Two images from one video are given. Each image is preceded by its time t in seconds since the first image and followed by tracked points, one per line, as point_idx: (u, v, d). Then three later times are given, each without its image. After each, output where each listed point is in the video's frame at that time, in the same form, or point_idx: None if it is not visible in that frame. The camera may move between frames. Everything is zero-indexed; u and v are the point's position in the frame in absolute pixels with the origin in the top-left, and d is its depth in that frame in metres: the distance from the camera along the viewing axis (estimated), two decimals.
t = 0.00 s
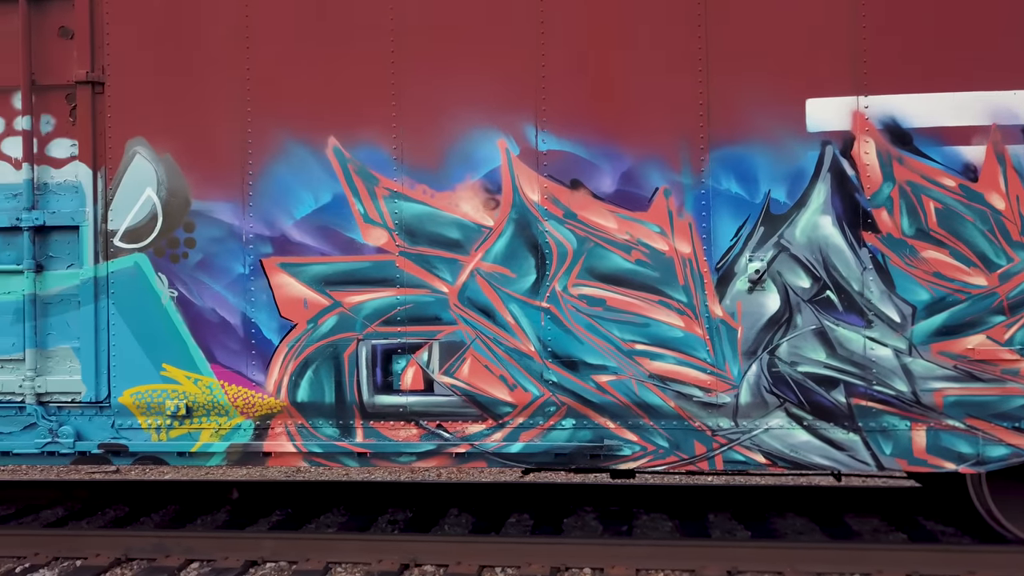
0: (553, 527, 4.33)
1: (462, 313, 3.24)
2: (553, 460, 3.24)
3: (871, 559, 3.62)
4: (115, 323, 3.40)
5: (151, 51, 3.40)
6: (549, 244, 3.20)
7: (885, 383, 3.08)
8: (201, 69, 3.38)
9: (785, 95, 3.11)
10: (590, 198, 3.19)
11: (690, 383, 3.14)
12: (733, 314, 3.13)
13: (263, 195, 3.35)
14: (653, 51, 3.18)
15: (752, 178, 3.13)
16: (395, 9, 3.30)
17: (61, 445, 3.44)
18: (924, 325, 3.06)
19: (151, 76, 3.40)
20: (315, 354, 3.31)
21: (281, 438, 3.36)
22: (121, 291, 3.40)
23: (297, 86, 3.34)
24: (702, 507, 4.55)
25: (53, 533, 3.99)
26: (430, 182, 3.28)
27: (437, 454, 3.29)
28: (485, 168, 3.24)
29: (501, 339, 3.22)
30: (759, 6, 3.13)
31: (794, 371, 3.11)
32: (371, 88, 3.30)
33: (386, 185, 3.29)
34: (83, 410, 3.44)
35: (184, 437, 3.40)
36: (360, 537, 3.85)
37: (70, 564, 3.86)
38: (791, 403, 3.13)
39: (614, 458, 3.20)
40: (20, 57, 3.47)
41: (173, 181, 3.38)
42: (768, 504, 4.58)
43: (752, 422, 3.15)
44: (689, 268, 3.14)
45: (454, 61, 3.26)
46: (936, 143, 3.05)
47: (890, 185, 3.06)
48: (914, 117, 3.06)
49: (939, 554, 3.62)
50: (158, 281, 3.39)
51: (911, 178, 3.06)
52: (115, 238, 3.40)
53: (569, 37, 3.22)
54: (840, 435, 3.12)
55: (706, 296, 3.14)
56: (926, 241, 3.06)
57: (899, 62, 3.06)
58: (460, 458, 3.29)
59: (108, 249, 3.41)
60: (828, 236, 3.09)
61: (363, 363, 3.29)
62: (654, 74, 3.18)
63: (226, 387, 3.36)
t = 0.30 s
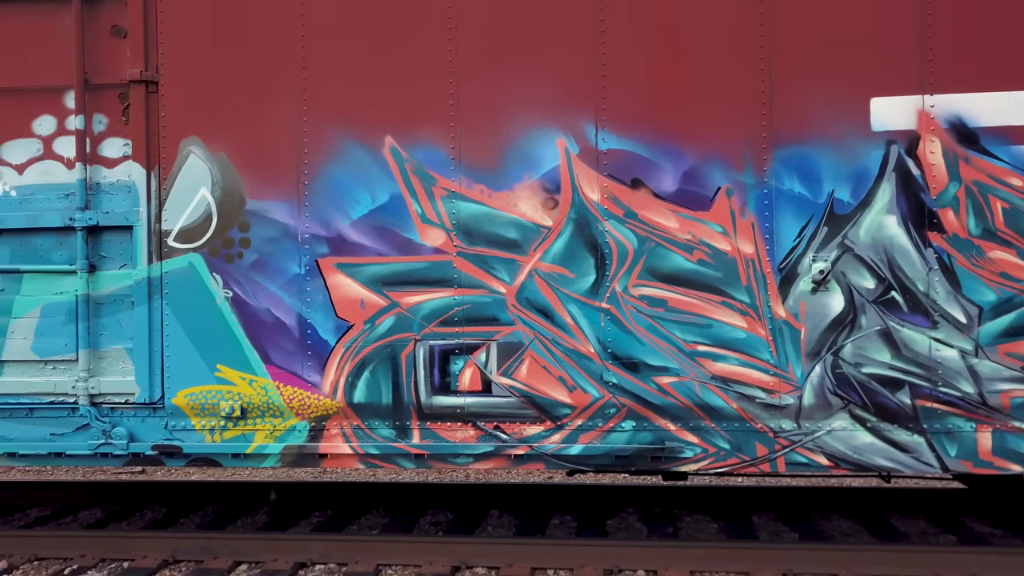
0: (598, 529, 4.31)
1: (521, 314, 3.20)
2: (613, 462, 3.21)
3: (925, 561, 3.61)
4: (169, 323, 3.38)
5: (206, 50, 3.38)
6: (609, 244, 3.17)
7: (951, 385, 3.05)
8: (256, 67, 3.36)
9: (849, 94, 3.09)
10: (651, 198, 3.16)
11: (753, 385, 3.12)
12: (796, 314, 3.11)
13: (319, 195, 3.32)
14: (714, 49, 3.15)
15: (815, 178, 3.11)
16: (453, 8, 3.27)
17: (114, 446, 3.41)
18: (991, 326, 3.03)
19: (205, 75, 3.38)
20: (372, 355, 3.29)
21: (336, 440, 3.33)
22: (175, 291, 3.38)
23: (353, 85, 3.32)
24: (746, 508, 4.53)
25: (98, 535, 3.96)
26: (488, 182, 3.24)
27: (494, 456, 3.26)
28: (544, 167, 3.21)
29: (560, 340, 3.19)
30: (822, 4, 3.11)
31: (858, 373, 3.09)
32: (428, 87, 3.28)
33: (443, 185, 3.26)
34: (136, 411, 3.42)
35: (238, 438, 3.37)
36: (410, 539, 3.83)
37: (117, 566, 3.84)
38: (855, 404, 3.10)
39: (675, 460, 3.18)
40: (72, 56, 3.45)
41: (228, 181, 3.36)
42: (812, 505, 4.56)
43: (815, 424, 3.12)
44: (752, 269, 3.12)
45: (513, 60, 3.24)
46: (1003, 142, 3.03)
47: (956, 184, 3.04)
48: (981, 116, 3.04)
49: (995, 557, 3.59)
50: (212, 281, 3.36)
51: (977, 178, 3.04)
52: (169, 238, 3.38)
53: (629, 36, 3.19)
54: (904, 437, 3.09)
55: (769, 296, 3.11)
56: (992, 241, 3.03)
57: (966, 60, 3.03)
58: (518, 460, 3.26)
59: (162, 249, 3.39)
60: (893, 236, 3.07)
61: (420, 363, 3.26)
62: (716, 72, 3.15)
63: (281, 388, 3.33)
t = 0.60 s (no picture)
0: (646, 531, 4.29)
1: (583, 315, 3.18)
2: (677, 465, 3.20)
3: (984, 564, 3.59)
4: (227, 325, 3.36)
5: (263, 50, 3.36)
6: (673, 245, 3.15)
7: (1020, 387, 3.03)
8: (314, 67, 3.33)
9: (916, 94, 3.07)
10: (715, 198, 3.15)
11: (819, 387, 3.11)
12: (863, 316, 3.09)
13: (378, 196, 3.30)
14: (779, 49, 3.14)
15: (882, 179, 3.09)
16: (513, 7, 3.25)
17: (170, 448, 3.39)
18: None
19: (262, 75, 3.36)
20: (432, 357, 3.26)
21: (395, 442, 3.31)
22: (232, 292, 3.36)
23: (412, 85, 3.29)
24: (792, 510, 4.51)
25: (149, 538, 3.97)
26: (549, 182, 3.21)
27: (556, 458, 3.24)
28: (607, 167, 3.18)
29: (623, 342, 3.16)
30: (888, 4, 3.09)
31: (925, 375, 3.07)
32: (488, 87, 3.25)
33: (504, 186, 3.23)
34: (193, 413, 3.40)
35: (295, 440, 3.35)
36: (462, 540, 3.81)
37: (169, 567, 3.81)
38: (922, 406, 3.08)
39: (740, 462, 3.16)
40: (128, 57, 3.44)
41: (286, 181, 3.34)
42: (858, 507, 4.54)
43: (881, 426, 3.10)
44: (817, 270, 3.10)
45: (574, 60, 3.21)
46: None
47: None
48: None
49: None
50: (270, 282, 3.34)
51: None
52: (227, 239, 3.36)
53: (692, 35, 3.17)
54: (971, 439, 3.07)
55: (835, 297, 3.09)
56: None
57: None
58: (580, 462, 3.25)
59: (219, 251, 3.37)
60: (961, 237, 3.05)
61: (481, 364, 3.24)
62: (780, 73, 3.14)
63: (340, 390, 3.31)
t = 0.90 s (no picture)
0: (689, 531, 4.28)
1: (641, 315, 3.16)
2: (735, 465, 3.19)
3: None
4: (280, 324, 3.35)
5: (317, 49, 3.35)
6: (732, 244, 3.14)
7: None
8: (368, 66, 3.32)
9: (977, 93, 3.06)
10: (774, 197, 3.14)
11: (879, 387, 3.09)
12: (924, 315, 3.07)
13: (433, 194, 3.28)
14: (839, 47, 3.12)
15: (943, 178, 3.08)
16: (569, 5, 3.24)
17: (223, 448, 3.38)
18: None
19: (316, 73, 3.35)
20: (488, 356, 3.24)
21: (450, 441, 3.30)
22: (286, 292, 3.35)
23: (467, 83, 3.27)
24: (834, 510, 4.50)
25: (195, 538, 3.96)
26: (607, 181, 3.19)
27: (613, 458, 3.23)
28: (665, 166, 3.17)
29: (681, 342, 3.15)
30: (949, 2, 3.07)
31: (987, 374, 3.06)
32: (544, 85, 3.24)
33: (560, 185, 3.21)
34: (246, 412, 3.39)
35: (349, 440, 3.34)
36: (509, 541, 3.80)
37: (216, 567, 3.80)
38: (983, 406, 3.07)
39: (799, 462, 3.15)
40: (181, 56, 3.43)
41: (340, 180, 3.32)
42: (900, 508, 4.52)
43: (941, 426, 3.09)
44: (878, 269, 3.09)
45: (632, 58, 3.20)
46: None
47: None
48: None
49: None
50: (324, 282, 3.33)
51: None
52: (280, 238, 3.35)
53: (751, 34, 3.16)
54: None
55: (895, 297, 3.08)
56: None
57: None
58: (637, 462, 3.23)
59: (273, 250, 3.36)
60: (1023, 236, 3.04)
61: (537, 364, 3.21)
62: (840, 71, 3.12)
63: (395, 389, 3.30)
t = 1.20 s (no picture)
0: (734, 531, 4.27)
1: (701, 314, 3.15)
2: (796, 465, 3.17)
3: None
4: (336, 323, 3.34)
5: (372, 47, 3.34)
6: (793, 243, 3.13)
7: None
8: (424, 64, 3.30)
9: None
10: (836, 195, 3.12)
11: (942, 386, 3.08)
12: (987, 314, 3.05)
13: (490, 193, 3.26)
14: (901, 45, 3.11)
15: (1006, 176, 3.06)
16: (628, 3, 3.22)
17: (278, 448, 3.36)
18: None
19: (372, 71, 3.33)
20: (545, 356, 3.22)
21: (507, 441, 3.28)
22: (342, 291, 3.34)
23: (524, 81, 3.25)
24: (877, 510, 4.48)
25: (243, 538, 3.95)
26: (666, 179, 3.18)
27: (672, 458, 3.21)
28: (726, 164, 3.16)
29: (742, 341, 3.14)
30: None
31: None
32: (603, 83, 3.22)
33: (619, 183, 3.19)
34: (300, 412, 3.37)
35: (405, 439, 3.32)
36: (560, 541, 3.78)
37: (265, 567, 3.78)
38: None
39: (861, 462, 3.13)
40: (235, 54, 3.42)
41: (396, 178, 3.31)
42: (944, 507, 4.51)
43: (1005, 426, 3.07)
44: (941, 268, 3.07)
45: (691, 56, 3.18)
46: None
47: None
48: None
49: None
50: (381, 281, 3.32)
51: None
52: (336, 237, 3.34)
53: (812, 31, 3.15)
54: None
55: (959, 296, 3.06)
56: None
57: None
58: (697, 462, 3.22)
59: (328, 249, 3.35)
60: None
61: (595, 364, 3.19)
62: (902, 68, 3.11)
63: (452, 388, 3.28)
